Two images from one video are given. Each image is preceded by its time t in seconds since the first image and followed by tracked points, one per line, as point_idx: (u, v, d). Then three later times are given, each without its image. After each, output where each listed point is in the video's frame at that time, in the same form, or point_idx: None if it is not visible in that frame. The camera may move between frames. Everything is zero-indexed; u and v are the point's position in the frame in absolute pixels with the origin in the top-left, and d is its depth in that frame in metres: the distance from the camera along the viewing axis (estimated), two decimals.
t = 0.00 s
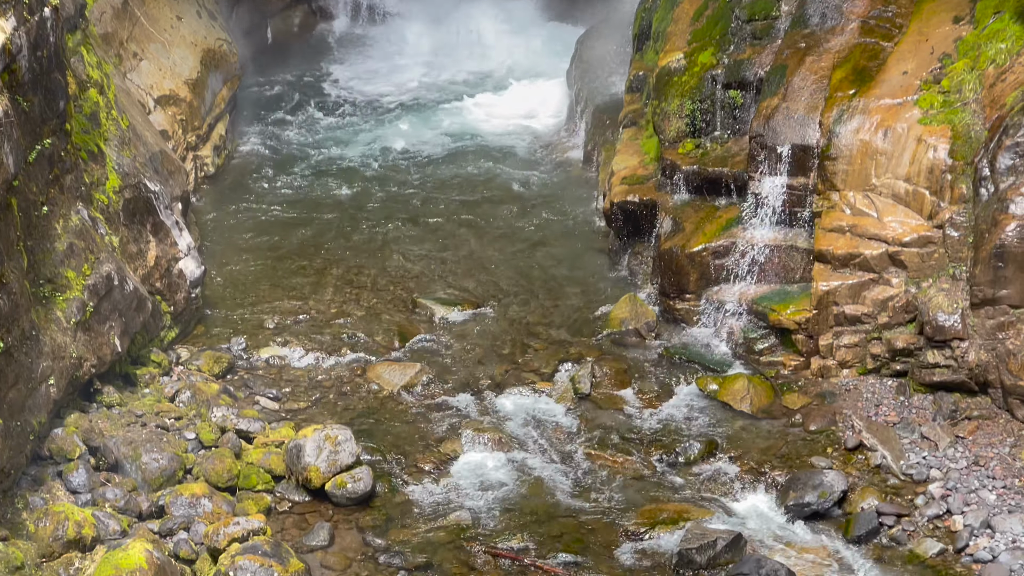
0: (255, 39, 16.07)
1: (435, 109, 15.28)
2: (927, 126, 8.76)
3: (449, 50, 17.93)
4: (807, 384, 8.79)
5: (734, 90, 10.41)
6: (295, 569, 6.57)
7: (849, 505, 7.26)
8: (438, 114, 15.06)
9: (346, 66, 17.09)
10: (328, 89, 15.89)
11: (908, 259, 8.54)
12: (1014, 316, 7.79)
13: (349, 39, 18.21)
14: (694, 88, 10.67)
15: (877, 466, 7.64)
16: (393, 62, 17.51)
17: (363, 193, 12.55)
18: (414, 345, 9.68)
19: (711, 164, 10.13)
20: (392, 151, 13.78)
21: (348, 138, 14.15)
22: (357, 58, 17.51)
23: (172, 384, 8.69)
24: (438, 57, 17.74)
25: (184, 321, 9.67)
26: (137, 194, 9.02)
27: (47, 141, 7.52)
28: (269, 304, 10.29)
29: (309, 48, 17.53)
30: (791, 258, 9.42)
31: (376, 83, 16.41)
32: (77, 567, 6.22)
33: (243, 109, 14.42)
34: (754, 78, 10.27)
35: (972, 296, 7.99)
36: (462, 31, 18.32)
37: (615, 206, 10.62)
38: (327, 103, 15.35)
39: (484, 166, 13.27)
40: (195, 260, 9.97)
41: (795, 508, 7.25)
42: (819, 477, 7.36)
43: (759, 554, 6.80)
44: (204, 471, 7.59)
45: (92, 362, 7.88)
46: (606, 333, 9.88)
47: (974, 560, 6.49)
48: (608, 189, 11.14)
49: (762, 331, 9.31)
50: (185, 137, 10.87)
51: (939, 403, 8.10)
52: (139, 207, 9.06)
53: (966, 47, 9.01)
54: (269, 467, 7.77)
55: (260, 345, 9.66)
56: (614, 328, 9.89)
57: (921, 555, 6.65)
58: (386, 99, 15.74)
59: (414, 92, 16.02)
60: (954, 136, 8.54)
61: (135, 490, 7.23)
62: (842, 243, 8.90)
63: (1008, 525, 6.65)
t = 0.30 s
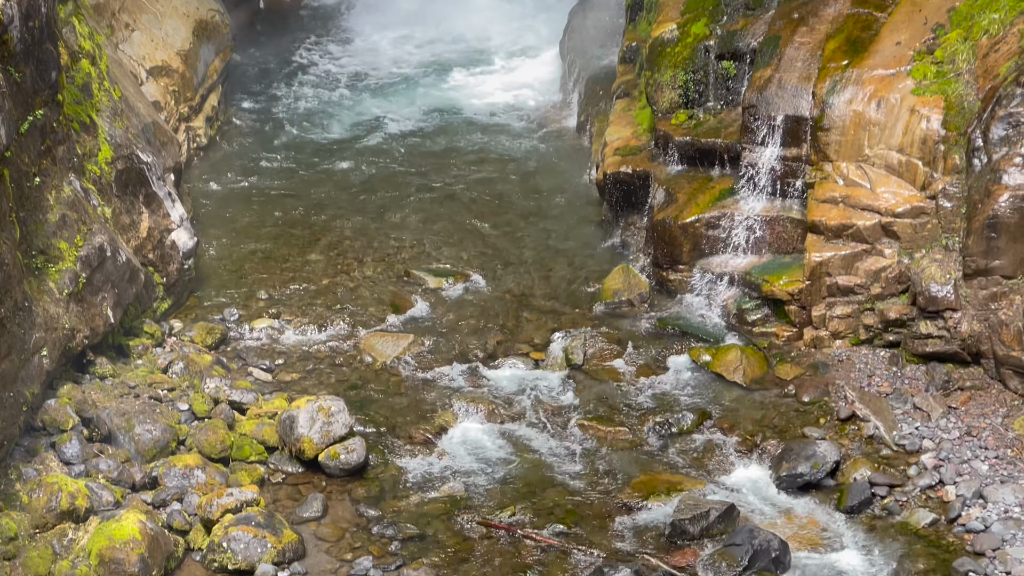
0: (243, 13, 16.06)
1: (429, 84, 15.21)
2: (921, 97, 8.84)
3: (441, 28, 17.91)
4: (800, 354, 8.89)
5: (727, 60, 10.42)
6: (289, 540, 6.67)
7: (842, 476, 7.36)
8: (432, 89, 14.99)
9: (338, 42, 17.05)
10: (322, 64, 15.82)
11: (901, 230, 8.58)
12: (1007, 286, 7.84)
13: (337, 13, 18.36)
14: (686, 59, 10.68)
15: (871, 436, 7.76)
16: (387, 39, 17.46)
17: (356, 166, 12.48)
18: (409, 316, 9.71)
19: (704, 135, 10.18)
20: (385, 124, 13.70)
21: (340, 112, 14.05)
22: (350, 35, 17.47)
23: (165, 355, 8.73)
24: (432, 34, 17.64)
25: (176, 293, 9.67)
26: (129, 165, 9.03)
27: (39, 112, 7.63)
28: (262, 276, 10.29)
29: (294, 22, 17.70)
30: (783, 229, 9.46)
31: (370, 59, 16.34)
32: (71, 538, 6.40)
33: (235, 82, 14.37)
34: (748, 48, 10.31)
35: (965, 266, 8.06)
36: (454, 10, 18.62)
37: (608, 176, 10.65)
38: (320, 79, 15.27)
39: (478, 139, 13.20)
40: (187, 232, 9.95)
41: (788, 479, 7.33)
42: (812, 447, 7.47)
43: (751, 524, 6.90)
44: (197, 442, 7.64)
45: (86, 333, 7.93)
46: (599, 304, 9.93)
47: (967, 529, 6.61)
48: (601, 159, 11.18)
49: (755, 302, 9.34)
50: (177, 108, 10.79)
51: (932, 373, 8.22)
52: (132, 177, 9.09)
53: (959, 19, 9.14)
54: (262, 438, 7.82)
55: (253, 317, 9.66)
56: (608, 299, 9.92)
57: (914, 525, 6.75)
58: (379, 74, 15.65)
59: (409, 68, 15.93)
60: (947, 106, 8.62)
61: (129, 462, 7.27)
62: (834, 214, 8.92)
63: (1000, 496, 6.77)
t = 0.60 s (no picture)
0: None
1: (424, 69, 15.36)
2: (907, 79, 9.03)
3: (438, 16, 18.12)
4: (789, 331, 9.10)
5: (718, 43, 10.74)
6: (289, 513, 6.81)
7: (830, 450, 7.60)
8: (427, 74, 15.13)
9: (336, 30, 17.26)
10: (318, 50, 15.98)
11: (888, 209, 8.79)
12: (991, 265, 8.09)
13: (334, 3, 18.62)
14: (678, 43, 10.94)
15: (858, 411, 7.99)
16: (384, 26, 17.68)
17: (354, 147, 12.65)
18: (405, 294, 9.90)
19: (695, 116, 10.42)
20: (382, 107, 13.87)
21: (337, 95, 14.21)
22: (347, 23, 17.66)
23: (167, 333, 8.92)
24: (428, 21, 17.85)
25: (178, 271, 9.87)
26: (131, 146, 9.24)
27: (42, 94, 7.81)
28: (262, 255, 10.48)
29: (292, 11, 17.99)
30: (772, 207, 9.71)
31: (366, 46, 16.52)
32: (74, 511, 6.46)
33: (232, 66, 14.53)
34: (738, 32, 10.59)
35: (951, 245, 8.28)
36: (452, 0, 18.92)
37: (601, 157, 10.86)
38: (318, 64, 15.44)
39: (471, 123, 13.35)
40: (188, 212, 10.21)
41: (777, 453, 7.61)
42: (801, 422, 7.72)
43: (741, 497, 7.10)
44: (198, 418, 7.83)
45: (89, 311, 8.12)
46: (592, 282, 10.16)
47: (951, 503, 6.81)
48: (594, 140, 11.39)
49: (746, 280, 9.52)
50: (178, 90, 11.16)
51: (919, 350, 8.46)
52: (134, 158, 9.30)
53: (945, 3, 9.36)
54: (262, 413, 8.03)
55: (253, 295, 9.86)
56: (600, 277, 10.15)
57: (900, 499, 6.98)
58: (375, 59, 15.82)
59: (406, 53, 16.10)
60: (934, 88, 8.78)
61: (131, 437, 7.46)
62: (823, 193, 9.12)
63: (984, 470, 6.98)
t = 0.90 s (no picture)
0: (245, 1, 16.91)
1: (427, 70, 15.85)
2: (888, 74, 9.46)
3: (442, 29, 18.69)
4: (774, 316, 9.56)
5: (706, 40, 11.19)
6: (294, 491, 7.17)
7: (815, 430, 8.01)
8: (429, 75, 15.61)
9: (344, 38, 17.85)
10: (324, 52, 16.52)
11: (869, 199, 9.27)
12: (969, 252, 8.50)
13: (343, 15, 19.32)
14: (668, 39, 11.42)
15: (841, 393, 8.37)
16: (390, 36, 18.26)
17: (357, 141, 13.08)
18: (405, 279, 10.38)
19: (684, 110, 10.90)
20: (384, 103, 14.33)
21: (342, 93, 14.68)
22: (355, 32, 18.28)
23: (178, 318, 9.37)
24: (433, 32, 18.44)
25: (188, 259, 10.34)
26: (143, 139, 9.74)
27: (58, 89, 8.25)
28: (269, 243, 10.91)
29: (301, 20, 18.68)
30: (758, 197, 10.11)
31: (372, 50, 17.05)
32: (89, 488, 6.82)
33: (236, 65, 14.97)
34: (725, 28, 11.04)
35: (930, 233, 8.72)
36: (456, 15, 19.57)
37: (594, 149, 11.35)
38: (324, 65, 15.96)
39: (470, 119, 13.76)
40: (197, 201, 10.75)
41: (763, 433, 8.03)
42: (786, 404, 8.14)
43: (728, 475, 7.51)
44: (208, 400, 8.22)
45: (102, 297, 8.57)
46: (586, 269, 10.62)
47: (931, 480, 7.15)
48: (587, 133, 11.86)
49: (733, 267, 10.02)
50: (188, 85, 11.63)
51: (899, 333, 8.88)
52: (146, 150, 9.78)
53: (924, 1, 9.77)
54: (269, 395, 8.48)
55: (260, 282, 10.30)
56: (593, 264, 10.65)
57: (881, 477, 7.34)
58: (380, 62, 16.32)
59: (410, 57, 16.60)
60: (914, 84, 9.24)
61: (144, 418, 7.92)
62: (807, 182, 9.61)
63: (962, 449, 7.31)
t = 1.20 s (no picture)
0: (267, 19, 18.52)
1: (433, 89, 17.29)
2: (847, 91, 10.85)
3: (448, 51, 20.17)
4: (746, 307, 10.82)
5: (685, 60, 12.47)
6: (316, 465, 8.38)
7: (782, 409, 9.22)
8: (435, 93, 17.04)
9: (358, 56, 19.22)
10: (337, 70, 17.97)
11: (831, 202, 10.54)
12: (920, 250, 9.75)
13: (360, 36, 20.73)
14: (650, 59, 12.76)
15: (805, 375, 9.62)
16: (403, 55, 19.65)
17: (372, 152, 14.43)
18: (415, 274, 11.69)
19: (665, 122, 12.21)
20: (395, 117, 15.72)
21: (357, 108, 16.07)
22: (371, 49, 19.65)
23: (212, 310, 10.66)
24: (444, 53, 19.80)
25: (221, 256, 11.64)
26: (180, 149, 11.02)
27: (103, 104, 9.47)
28: (293, 242, 12.21)
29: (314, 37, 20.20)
30: (731, 201, 11.41)
31: (386, 69, 18.44)
32: (132, 462, 8.03)
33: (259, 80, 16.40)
34: (701, 49, 12.35)
35: (885, 233, 10.00)
36: (462, 37, 21.00)
37: (585, 158, 12.70)
38: (340, 82, 17.37)
39: (474, 133, 15.11)
40: (229, 206, 12.02)
41: (735, 411, 9.23)
42: (756, 386, 9.35)
43: (704, 449, 8.71)
44: (239, 381, 9.53)
45: (145, 291, 9.84)
46: (576, 266, 11.91)
47: (886, 454, 8.33)
48: (578, 143, 13.21)
49: (709, 264, 11.32)
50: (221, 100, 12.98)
51: (858, 322, 10.12)
52: (183, 159, 11.06)
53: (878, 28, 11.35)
54: (294, 378, 9.74)
55: (285, 277, 11.60)
56: (583, 261, 11.92)
57: (841, 451, 8.54)
58: (392, 80, 17.74)
59: (417, 76, 18.05)
60: (870, 99, 10.60)
61: (182, 398, 9.16)
62: (775, 188, 10.93)
63: (914, 426, 8.49)
